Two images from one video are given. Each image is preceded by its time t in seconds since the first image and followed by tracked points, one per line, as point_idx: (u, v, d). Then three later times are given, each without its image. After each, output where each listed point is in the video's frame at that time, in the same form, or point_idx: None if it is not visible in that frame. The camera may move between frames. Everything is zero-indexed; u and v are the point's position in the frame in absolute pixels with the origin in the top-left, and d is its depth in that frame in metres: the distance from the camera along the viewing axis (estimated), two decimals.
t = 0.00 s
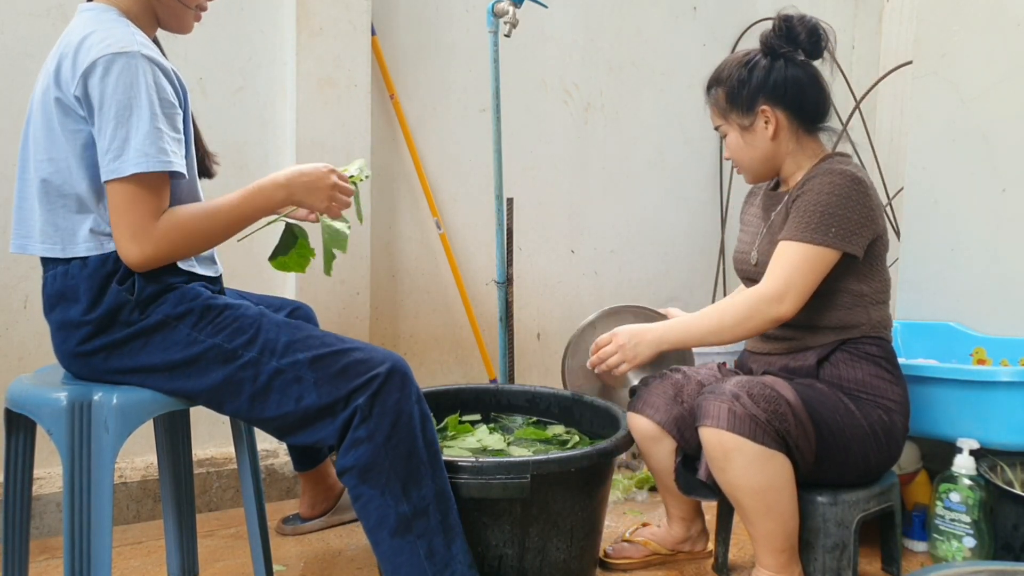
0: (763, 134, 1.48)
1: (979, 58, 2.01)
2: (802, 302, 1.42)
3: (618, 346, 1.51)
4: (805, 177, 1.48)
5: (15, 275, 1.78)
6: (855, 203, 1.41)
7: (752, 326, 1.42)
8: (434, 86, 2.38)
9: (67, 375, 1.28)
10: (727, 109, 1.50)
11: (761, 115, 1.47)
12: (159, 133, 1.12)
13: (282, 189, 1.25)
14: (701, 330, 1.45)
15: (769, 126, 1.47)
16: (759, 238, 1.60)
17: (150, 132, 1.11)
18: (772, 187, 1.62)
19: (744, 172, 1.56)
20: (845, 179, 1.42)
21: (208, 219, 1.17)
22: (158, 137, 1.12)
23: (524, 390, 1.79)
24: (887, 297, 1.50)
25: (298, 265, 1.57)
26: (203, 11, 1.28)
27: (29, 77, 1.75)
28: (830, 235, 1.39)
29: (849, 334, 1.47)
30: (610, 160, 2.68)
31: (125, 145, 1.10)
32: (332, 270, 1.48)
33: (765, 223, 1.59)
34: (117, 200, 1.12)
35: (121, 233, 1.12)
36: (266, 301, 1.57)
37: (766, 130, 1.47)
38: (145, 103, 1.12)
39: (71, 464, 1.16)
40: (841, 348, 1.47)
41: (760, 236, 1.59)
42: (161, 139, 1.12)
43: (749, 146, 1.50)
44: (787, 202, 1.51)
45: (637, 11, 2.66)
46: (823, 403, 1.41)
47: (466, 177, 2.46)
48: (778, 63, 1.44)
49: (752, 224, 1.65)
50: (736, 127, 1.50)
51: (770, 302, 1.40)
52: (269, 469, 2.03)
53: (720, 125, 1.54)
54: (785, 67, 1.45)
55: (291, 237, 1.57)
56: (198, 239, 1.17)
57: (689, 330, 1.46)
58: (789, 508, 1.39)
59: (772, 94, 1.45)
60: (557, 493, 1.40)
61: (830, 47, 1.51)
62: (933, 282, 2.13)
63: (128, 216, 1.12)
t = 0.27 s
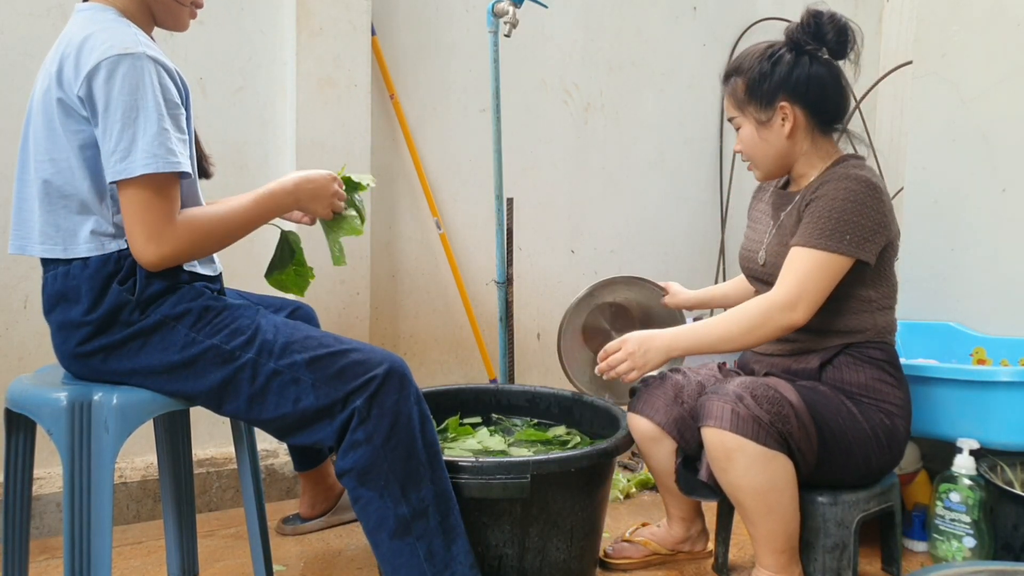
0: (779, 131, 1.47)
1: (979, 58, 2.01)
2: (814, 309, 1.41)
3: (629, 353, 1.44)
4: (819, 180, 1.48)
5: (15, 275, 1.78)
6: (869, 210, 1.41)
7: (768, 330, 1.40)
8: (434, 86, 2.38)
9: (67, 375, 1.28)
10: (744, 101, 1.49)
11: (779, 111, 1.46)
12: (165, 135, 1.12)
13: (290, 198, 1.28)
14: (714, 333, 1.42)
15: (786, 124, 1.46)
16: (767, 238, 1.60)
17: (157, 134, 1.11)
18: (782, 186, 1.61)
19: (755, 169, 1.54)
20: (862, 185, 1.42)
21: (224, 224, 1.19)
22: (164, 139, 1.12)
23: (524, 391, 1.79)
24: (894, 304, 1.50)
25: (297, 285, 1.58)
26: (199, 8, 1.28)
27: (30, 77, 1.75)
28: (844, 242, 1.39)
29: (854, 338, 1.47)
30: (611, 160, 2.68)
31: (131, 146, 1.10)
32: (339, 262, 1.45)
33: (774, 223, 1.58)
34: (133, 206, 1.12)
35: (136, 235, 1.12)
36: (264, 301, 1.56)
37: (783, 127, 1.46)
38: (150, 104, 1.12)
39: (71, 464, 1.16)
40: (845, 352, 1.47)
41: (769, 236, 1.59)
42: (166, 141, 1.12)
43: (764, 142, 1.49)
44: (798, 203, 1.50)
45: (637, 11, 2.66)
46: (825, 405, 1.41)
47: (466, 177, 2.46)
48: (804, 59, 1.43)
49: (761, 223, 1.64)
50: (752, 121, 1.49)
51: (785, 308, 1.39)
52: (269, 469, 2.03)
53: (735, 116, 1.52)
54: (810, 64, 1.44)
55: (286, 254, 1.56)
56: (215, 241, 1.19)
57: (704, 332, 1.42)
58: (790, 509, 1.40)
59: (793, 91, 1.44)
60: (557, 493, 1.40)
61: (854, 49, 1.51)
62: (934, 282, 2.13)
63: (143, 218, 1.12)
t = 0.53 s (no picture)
0: (791, 131, 1.47)
1: (979, 58, 2.01)
2: (823, 313, 1.41)
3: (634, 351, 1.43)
4: (830, 182, 1.48)
5: (15, 275, 1.78)
6: (881, 215, 1.41)
7: (777, 333, 1.40)
8: (434, 86, 2.38)
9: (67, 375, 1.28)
10: (757, 99, 1.48)
11: (792, 111, 1.45)
12: (160, 132, 1.12)
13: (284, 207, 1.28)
14: (722, 335, 1.41)
15: (797, 125, 1.46)
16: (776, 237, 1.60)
17: (151, 131, 1.11)
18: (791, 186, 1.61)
19: (762, 166, 1.54)
20: (874, 190, 1.42)
21: (213, 226, 1.19)
22: (159, 136, 1.12)
23: (524, 390, 1.79)
24: (897, 307, 1.50)
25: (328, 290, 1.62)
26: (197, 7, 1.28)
27: (30, 77, 1.75)
28: (855, 247, 1.39)
29: (858, 341, 1.47)
30: (611, 160, 2.68)
31: (126, 143, 1.10)
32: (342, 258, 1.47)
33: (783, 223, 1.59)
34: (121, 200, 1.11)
35: (122, 229, 1.12)
36: (263, 301, 1.56)
37: (795, 127, 1.46)
38: (145, 101, 1.12)
39: (71, 464, 1.16)
40: (847, 354, 1.47)
41: (777, 236, 1.59)
42: (161, 138, 1.12)
43: (774, 141, 1.49)
44: (808, 205, 1.50)
45: (637, 10, 2.66)
46: (826, 406, 1.41)
47: (466, 178, 2.46)
48: (822, 59, 1.43)
49: (769, 221, 1.64)
50: (764, 119, 1.48)
51: (795, 311, 1.39)
52: (269, 469, 2.03)
53: (746, 112, 1.51)
54: (827, 64, 1.43)
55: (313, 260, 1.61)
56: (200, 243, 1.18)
57: (709, 332, 1.42)
58: (791, 510, 1.40)
59: (807, 91, 1.44)
60: (557, 493, 1.40)
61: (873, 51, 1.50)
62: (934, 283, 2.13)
63: (128, 212, 1.12)
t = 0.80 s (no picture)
0: (812, 128, 1.47)
1: (979, 58, 2.01)
2: (826, 313, 1.41)
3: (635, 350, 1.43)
4: (833, 181, 1.48)
5: (15, 275, 1.78)
6: (884, 215, 1.41)
7: (780, 334, 1.40)
8: (434, 86, 2.38)
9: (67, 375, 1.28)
10: (786, 90, 1.45)
11: (819, 109, 1.45)
12: (159, 130, 1.12)
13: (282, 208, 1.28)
14: (724, 334, 1.41)
15: (821, 123, 1.46)
16: (777, 237, 1.60)
17: (151, 129, 1.11)
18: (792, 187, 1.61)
19: (771, 158, 1.52)
20: (878, 190, 1.42)
21: (210, 225, 1.19)
22: (158, 134, 1.12)
23: (524, 390, 1.79)
24: (897, 308, 1.50)
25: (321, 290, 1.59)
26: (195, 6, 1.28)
27: (30, 76, 1.75)
28: (858, 247, 1.39)
29: (858, 342, 1.47)
30: (611, 160, 2.68)
31: (126, 142, 1.10)
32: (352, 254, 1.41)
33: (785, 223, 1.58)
34: (118, 197, 1.11)
35: (121, 227, 1.12)
36: (263, 301, 1.56)
37: (818, 125, 1.46)
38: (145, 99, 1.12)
39: (71, 464, 1.16)
40: (847, 354, 1.47)
41: (779, 236, 1.59)
42: (161, 135, 1.12)
43: (794, 135, 1.47)
44: (811, 204, 1.50)
45: (637, 10, 2.66)
46: (827, 406, 1.41)
47: (466, 178, 2.46)
48: (857, 60, 1.42)
49: (770, 222, 1.64)
50: (788, 112, 1.46)
51: (798, 311, 1.39)
52: (269, 469, 2.03)
53: (769, 102, 1.48)
54: (859, 67, 1.43)
55: (308, 259, 1.59)
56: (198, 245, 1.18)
57: (712, 332, 1.41)
58: (792, 510, 1.40)
59: (838, 91, 1.43)
60: (557, 493, 1.40)
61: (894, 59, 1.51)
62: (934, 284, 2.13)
63: (128, 213, 1.12)
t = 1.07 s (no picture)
0: (833, 130, 1.47)
1: (979, 59, 2.01)
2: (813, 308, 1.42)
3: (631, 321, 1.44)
4: (832, 182, 1.48)
5: (15, 275, 1.78)
6: (878, 216, 1.42)
7: (756, 320, 1.40)
8: (434, 86, 2.38)
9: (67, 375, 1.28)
10: (816, 87, 1.43)
11: (845, 112, 1.45)
12: (156, 128, 1.12)
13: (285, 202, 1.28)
14: (717, 316, 1.42)
15: (842, 126, 1.47)
16: (775, 237, 1.60)
17: (148, 127, 1.11)
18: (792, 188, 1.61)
19: (782, 152, 1.50)
20: (875, 190, 1.42)
21: (211, 221, 1.18)
22: (156, 133, 1.12)
23: (524, 390, 1.79)
24: (896, 308, 1.50)
25: (303, 286, 1.59)
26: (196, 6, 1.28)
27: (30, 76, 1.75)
28: (847, 245, 1.39)
29: (857, 341, 1.47)
30: (610, 160, 2.68)
31: (124, 141, 1.10)
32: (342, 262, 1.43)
33: (784, 223, 1.58)
34: (118, 197, 1.11)
35: (121, 226, 1.12)
36: (263, 301, 1.56)
37: (840, 128, 1.47)
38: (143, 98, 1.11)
39: (72, 464, 1.16)
40: (847, 354, 1.47)
41: (777, 236, 1.59)
42: (158, 134, 1.12)
43: (816, 134, 1.46)
44: (808, 203, 1.50)
45: (637, 10, 2.66)
46: (827, 406, 1.41)
47: (465, 178, 2.46)
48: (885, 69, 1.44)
49: (769, 222, 1.64)
50: (816, 109, 1.44)
51: (778, 302, 1.39)
52: (269, 469, 2.03)
53: (796, 96, 1.45)
54: (888, 76, 1.45)
55: (294, 254, 1.58)
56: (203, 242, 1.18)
57: (707, 313, 1.43)
58: (792, 510, 1.40)
59: (864, 98, 1.44)
60: (557, 493, 1.40)
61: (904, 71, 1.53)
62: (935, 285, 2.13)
63: (128, 212, 1.12)
